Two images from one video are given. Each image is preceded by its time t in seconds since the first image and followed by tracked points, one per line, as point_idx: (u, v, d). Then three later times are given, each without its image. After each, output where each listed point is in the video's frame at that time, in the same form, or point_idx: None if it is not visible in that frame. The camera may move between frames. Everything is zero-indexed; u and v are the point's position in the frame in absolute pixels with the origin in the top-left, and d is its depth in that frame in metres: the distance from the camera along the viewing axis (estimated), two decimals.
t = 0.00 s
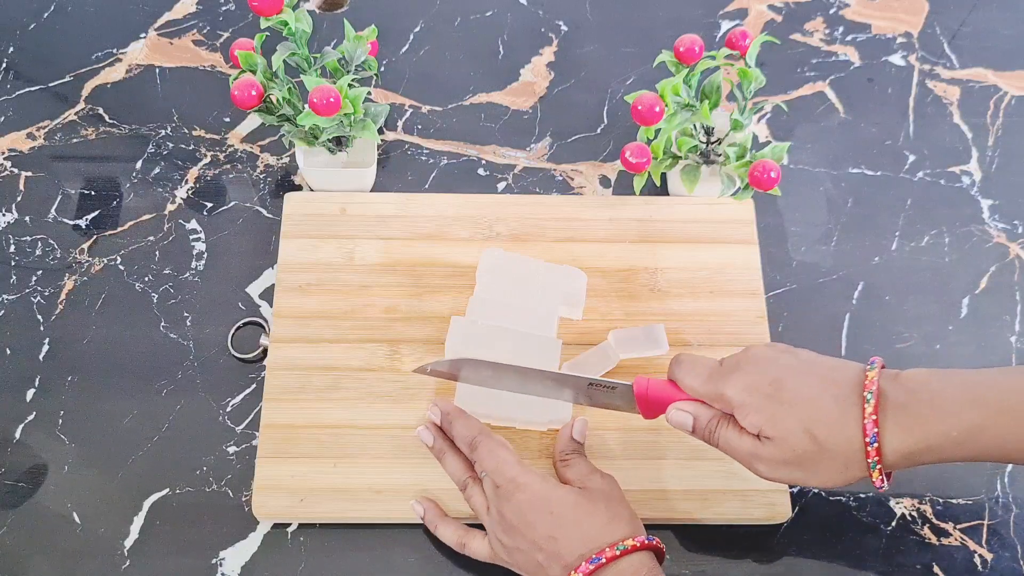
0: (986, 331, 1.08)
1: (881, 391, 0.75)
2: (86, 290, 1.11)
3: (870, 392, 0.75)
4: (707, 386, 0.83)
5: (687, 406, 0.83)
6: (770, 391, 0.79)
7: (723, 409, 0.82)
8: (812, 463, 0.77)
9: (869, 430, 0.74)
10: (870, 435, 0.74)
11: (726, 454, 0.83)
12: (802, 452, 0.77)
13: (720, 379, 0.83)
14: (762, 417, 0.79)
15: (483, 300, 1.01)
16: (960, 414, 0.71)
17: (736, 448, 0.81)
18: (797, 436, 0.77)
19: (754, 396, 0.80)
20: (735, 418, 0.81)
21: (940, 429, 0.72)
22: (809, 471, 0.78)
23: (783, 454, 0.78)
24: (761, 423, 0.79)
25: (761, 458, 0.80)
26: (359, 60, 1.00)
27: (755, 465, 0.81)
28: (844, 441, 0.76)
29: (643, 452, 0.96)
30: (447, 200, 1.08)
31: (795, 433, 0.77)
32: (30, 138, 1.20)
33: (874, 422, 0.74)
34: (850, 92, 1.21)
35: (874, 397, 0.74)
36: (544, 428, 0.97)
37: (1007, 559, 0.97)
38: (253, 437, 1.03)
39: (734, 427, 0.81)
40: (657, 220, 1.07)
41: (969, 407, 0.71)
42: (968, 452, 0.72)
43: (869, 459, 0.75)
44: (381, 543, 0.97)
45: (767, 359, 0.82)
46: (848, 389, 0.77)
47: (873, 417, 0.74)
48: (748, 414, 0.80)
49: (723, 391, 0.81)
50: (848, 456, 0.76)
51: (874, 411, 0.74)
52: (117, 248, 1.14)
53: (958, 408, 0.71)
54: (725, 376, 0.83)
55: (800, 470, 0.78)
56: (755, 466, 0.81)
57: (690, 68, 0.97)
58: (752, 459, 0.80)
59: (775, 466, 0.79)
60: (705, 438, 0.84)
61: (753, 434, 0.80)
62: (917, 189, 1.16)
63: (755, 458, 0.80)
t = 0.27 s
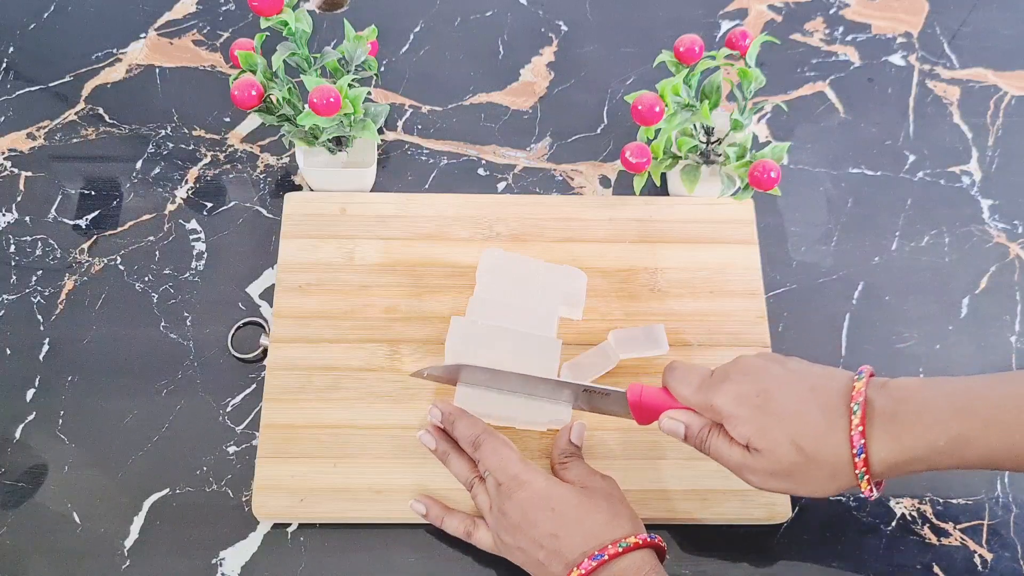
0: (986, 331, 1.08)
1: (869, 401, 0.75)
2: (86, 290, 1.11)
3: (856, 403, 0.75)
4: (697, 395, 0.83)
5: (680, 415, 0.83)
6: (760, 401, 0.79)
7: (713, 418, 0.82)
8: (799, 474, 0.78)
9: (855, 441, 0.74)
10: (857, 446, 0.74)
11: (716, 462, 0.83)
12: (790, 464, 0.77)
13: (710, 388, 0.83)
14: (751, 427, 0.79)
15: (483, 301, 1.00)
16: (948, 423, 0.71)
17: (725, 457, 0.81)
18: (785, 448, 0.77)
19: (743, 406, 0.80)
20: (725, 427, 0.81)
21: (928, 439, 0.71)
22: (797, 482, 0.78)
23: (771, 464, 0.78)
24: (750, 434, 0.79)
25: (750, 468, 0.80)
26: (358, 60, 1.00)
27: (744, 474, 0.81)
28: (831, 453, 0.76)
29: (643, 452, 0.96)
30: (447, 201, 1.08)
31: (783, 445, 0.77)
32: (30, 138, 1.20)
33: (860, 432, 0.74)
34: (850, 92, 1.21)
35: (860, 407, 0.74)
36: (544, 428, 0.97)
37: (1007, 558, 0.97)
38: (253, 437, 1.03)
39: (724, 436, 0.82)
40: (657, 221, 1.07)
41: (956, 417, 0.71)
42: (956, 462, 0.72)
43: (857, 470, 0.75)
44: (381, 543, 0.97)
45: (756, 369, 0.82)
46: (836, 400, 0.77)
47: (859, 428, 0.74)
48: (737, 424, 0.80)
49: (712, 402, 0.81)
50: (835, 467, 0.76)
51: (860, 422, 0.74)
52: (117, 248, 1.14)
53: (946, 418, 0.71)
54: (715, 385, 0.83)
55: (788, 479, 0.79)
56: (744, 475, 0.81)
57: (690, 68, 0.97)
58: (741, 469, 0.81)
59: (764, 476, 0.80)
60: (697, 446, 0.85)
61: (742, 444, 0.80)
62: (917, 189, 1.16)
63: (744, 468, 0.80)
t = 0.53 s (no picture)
0: (986, 331, 1.08)
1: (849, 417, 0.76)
2: (86, 290, 1.11)
3: (836, 420, 0.76)
4: (684, 413, 0.86)
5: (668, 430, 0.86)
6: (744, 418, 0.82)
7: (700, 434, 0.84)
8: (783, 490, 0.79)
9: (835, 457, 0.75)
10: (836, 463, 0.75)
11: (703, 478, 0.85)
12: (773, 481, 0.79)
13: (696, 406, 0.85)
14: (735, 445, 0.81)
15: (483, 303, 1.00)
16: (926, 439, 0.71)
17: (711, 472, 0.83)
18: (768, 465, 0.79)
19: (727, 424, 0.82)
20: (711, 443, 0.83)
21: (905, 454, 0.72)
22: (782, 498, 0.79)
23: (755, 480, 0.80)
24: (734, 450, 0.81)
25: (736, 483, 0.81)
26: (358, 60, 1.00)
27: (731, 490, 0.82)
28: (813, 469, 0.77)
29: (643, 452, 0.96)
30: (447, 201, 1.08)
31: (767, 461, 0.79)
32: (30, 138, 1.20)
33: (840, 449, 0.75)
34: (850, 92, 1.21)
35: (840, 424, 0.75)
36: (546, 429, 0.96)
37: (1007, 559, 0.97)
38: (254, 437, 1.03)
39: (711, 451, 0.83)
40: (657, 221, 1.07)
41: (933, 431, 0.71)
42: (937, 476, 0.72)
43: (838, 485, 0.76)
44: (380, 543, 0.97)
45: (740, 388, 0.85)
46: (817, 417, 0.79)
47: (839, 444, 0.75)
48: (723, 441, 0.82)
49: (699, 419, 0.84)
50: (819, 484, 0.77)
51: (840, 439, 0.75)
52: (117, 248, 1.14)
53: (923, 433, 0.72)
54: (701, 403, 0.85)
55: (773, 496, 0.80)
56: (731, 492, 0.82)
57: (690, 68, 0.97)
58: (727, 485, 0.82)
59: (749, 492, 0.81)
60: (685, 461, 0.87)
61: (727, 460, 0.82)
62: (917, 189, 1.16)
63: (730, 483, 0.82)
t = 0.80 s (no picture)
0: (986, 331, 1.08)
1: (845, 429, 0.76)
2: (86, 290, 1.11)
3: (831, 435, 0.76)
4: (680, 426, 0.86)
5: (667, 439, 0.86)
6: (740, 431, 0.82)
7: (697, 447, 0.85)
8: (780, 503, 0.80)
9: (830, 474, 0.75)
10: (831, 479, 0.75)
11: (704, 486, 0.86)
12: (768, 493, 0.80)
13: (693, 418, 0.85)
14: (731, 459, 0.82)
15: (483, 304, 1.00)
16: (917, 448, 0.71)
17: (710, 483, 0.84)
18: (764, 479, 0.80)
19: (724, 437, 0.83)
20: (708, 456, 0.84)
21: (897, 465, 0.72)
22: (780, 509, 0.81)
23: (752, 495, 0.81)
24: (731, 464, 0.82)
25: (734, 496, 0.83)
26: (358, 60, 1.00)
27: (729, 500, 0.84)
28: (808, 483, 0.78)
29: (643, 452, 0.96)
30: (447, 201, 1.08)
31: (762, 476, 0.80)
32: (30, 138, 1.20)
33: (834, 465, 0.75)
34: (850, 92, 1.21)
35: (834, 440, 0.76)
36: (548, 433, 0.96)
37: (1008, 559, 0.97)
38: (254, 437, 1.03)
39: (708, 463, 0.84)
40: (657, 221, 1.07)
41: (925, 441, 0.71)
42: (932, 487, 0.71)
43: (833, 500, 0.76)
44: (380, 543, 0.97)
45: (736, 399, 0.85)
46: (812, 429, 0.79)
47: (833, 461, 0.75)
48: (719, 455, 0.82)
49: (695, 430, 0.84)
50: (815, 497, 0.78)
51: (835, 454, 0.75)
52: (117, 248, 1.14)
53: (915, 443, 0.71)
54: (697, 415, 0.85)
55: (770, 507, 0.82)
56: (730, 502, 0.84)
57: (690, 68, 0.97)
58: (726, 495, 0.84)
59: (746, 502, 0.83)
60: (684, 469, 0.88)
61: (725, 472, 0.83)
62: (917, 189, 1.16)
63: (728, 495, 0.84)
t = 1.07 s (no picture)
0: (986, 331, 1.08)
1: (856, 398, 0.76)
2: (86, 290, 1.11)
3: (843, 397, 0.75)
4: (688, 398, 0.85)
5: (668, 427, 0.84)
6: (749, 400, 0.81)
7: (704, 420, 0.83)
8: (785, 468, 0.77)
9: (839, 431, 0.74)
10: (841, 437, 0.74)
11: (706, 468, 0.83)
12: (771, 459, 0.78)
13: (702, 391, 0.84)
14: (738, 424, 0.80)
15: (483, 304, 1.01)
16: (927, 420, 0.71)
17: (713, 459, 0.81)
18: (770, 442, 0.78)
19: (733, 404, 0.81)
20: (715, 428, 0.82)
21: (906, 433, 0.72)
22: (784, 479, 0.78)
23: (757, 460, 0.78)
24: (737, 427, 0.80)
25: (739, 465, 0.80)
26: (358, 60, 1.00)
27: (733, 473, 0.80)
28: (814, 445, 0.76)
29: (643, 452, 0.96)
30: (447, 201, 1.08)
31: (769, 439, 0.78)
32: (30, 138, 1.20)
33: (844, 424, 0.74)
34: (850, 92, 1.21)
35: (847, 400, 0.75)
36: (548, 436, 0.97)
37: (1007, 559, 0.97)
38: (254, 437, 1.03)
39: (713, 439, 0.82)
40: (657, 221, 1.07)
41: (934, 414, 0.71)
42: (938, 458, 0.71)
43: (840, 462, 0.74)
44: (380, 543, 0.97)
45: (748, 373, 0.84)
46: (825, 399, 0.78)
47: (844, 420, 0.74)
48: (726, 419, 0.81)
49: (705, 398, 0.83)
50: (821, 462, 0.76)
51: (846, 415, 0.74)
52: (117, 248, 1.14)
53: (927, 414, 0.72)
54: (708, 388, 0.85)
55: (775, 476, 0.78)
56: (733, 476, 0.81)
57: (690, 68, 0.97)
58: (729, 467, 0.80)
59: (750, 471, 0.79)
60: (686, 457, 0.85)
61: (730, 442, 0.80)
62: (917, 189, 1.16)
63: (732, 467, 0.80)
